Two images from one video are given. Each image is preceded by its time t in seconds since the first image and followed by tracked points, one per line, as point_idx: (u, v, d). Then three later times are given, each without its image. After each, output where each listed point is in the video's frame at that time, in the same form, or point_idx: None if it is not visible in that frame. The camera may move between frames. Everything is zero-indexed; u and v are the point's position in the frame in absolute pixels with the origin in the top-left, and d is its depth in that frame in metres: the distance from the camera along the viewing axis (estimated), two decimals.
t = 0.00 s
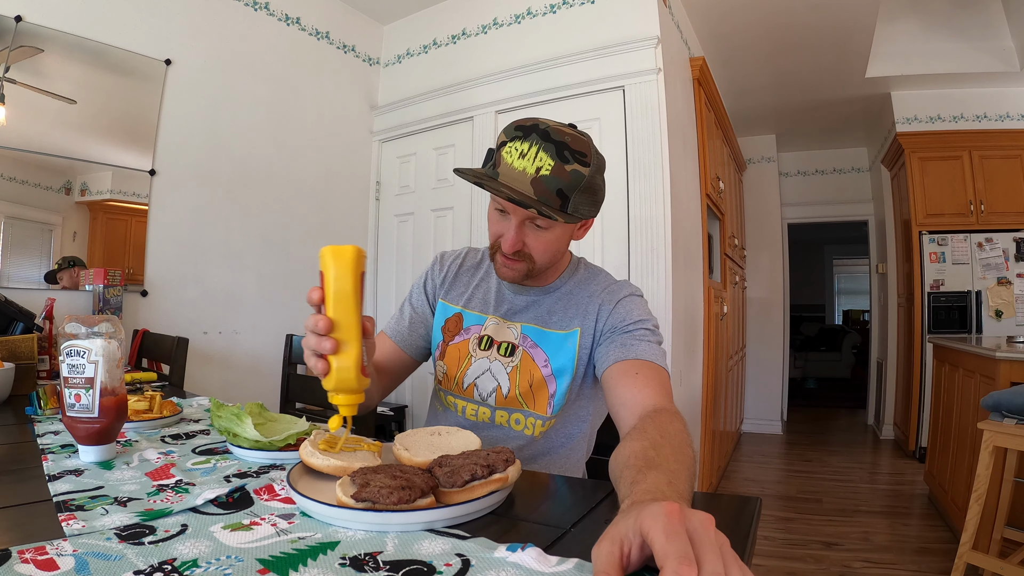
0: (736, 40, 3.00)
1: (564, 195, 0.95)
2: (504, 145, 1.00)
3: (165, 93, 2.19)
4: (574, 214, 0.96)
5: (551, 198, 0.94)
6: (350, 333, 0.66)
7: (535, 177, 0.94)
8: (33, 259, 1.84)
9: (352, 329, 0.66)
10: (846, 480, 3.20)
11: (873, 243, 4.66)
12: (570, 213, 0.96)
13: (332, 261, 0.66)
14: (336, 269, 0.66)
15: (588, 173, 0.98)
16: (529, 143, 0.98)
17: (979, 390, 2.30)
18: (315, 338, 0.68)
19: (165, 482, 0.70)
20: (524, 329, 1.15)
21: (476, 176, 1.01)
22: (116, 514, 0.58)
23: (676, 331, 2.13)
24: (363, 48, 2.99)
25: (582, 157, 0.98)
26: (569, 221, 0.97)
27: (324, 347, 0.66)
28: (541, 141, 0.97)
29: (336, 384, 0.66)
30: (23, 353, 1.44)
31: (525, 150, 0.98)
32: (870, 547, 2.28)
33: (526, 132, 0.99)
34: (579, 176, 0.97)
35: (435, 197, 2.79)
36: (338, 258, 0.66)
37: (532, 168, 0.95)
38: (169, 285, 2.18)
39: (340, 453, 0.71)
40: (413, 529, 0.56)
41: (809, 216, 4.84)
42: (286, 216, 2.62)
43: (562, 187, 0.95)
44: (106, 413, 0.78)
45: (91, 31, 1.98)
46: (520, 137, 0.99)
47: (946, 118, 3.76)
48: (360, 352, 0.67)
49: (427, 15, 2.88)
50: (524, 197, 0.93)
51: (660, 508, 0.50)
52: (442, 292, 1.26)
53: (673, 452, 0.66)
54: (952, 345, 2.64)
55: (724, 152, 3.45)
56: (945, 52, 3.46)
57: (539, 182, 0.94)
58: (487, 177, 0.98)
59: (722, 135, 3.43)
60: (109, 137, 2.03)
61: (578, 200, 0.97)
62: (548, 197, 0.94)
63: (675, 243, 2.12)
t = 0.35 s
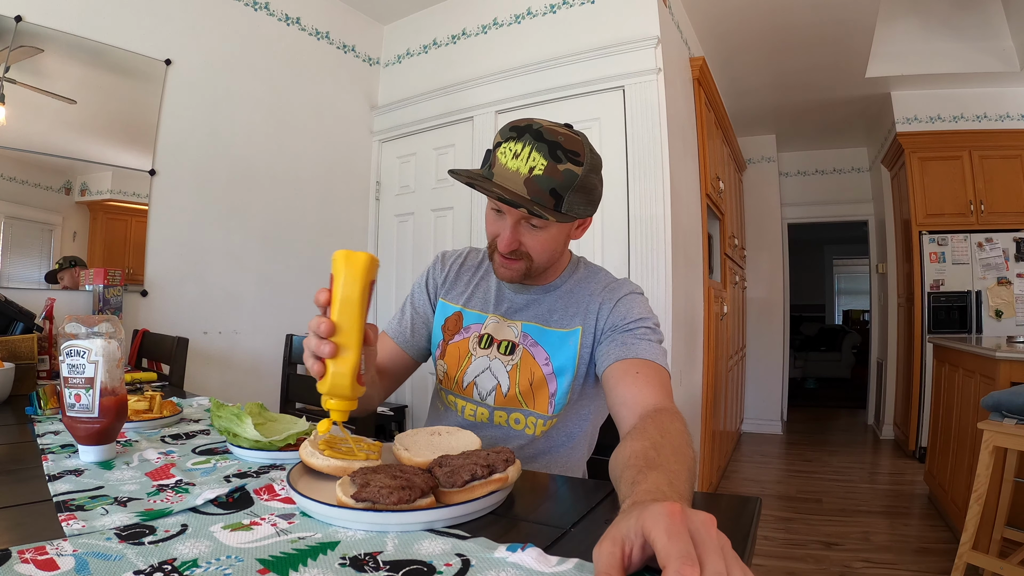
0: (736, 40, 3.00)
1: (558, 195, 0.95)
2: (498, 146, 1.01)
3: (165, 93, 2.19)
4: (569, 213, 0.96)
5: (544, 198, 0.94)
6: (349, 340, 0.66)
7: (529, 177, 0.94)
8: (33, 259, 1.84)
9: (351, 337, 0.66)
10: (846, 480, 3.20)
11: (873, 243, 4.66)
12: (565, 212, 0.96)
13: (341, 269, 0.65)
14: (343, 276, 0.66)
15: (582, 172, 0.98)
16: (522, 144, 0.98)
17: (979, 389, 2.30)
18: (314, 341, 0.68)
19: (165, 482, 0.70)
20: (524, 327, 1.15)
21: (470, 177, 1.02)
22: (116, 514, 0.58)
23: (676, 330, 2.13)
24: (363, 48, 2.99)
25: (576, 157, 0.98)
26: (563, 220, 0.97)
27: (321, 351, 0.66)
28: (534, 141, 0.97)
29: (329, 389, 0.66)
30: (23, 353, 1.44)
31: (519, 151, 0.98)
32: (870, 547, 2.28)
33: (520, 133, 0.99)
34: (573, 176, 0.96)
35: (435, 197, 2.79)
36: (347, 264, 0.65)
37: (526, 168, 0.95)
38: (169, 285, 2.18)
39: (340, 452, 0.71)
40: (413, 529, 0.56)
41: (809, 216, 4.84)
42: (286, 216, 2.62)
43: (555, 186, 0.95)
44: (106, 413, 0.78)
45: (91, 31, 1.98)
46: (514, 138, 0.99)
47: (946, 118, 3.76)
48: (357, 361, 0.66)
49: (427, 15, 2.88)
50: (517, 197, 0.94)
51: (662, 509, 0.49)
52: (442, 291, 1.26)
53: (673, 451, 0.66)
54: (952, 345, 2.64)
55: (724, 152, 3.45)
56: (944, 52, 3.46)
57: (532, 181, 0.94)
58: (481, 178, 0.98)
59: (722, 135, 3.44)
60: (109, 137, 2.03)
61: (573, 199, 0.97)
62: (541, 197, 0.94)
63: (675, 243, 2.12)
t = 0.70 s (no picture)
0: (736, 40, 3.00)
1: (570, 194, 0.95)
2: (504, 149, 0.99)
3: (165, 93, 2.19)
4: (581, 213, 0.97)
5: (559, 199, 0.94)
6: (418, 327, 0.69)
7: (540, 178, 0.94)
8: (33, 259, 1.84)
9: (420, 322, 0.69)
10: (846, 480, 3.20)
11: (873, 243, 4.66)
12: (576, 211, 0.96)
13: (410, 260, 0.69)
14: (412, 264, 0.69)
15: (590, 171, 0.99)
16: (530, 147, 0.97)
17: (979, 389, 2.30)
18: (384, 326, 0.71)
19: (165, 482, 0.70)
20: (521, 325, 1.15)
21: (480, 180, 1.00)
22: (116, 514, 0.58)
23: (676, 330, 2.13)
24: (363, 48, 2.99)
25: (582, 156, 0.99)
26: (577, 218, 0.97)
27: (394, 335, 0.69)
28: (542, 143, 0.97)
29: (403, 372, 0.68)
30: (23, 353, 1.44)
31: (527, 153, 0.97)
32: (870, 547, 2.28)
33: (526, 135, 0.99)
34: (582, 175, 0.97)
35: (435, 197, 2.79)
36: (416, 254, 0.69)
37: (537, 170, 0.94)
38: (169, 285, 2.18)
39: (340, 452, 0.71)
40: (413, 529, 0.56)
41: (809, 216, 4.84)
42: (286, 216, 2.62)
43: (567, 186, 0.95)
44: (106, 413, 0.78)
45: (91, 31, 1.98)
46: (521, 141, 0.98)
47: (946, 118, 3.76)
48: (426, 344, 0.70)
49: (427, 15, 2.88)
50: (531, 199, 0.93)
51: (664, 507, 0.49)
52: (441, 292, 1.27)
53: (673, 451, 0.66)
54: (952, 345, 2.64)
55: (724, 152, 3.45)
56: (944, 52, 3.46)
57: (544, 183, 0.94)
58: (491, 180, 0.96)
59: (722, 135, 3.44)
60: (109, 137, 2.03)
61: (582, 198, 0.97)
62: (554, 198, 0.94)
63: (675, 243, 2.12)
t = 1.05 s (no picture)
0: (736, 40, 3.00)
1: (582, 196, 0.95)
2: (517, 153, 0.99)
3: (165, 93, 2.19)
4: (593, 215, 0.97)
5: (571, 201, 0.94)
6: (438, 342, 0.71)
7: (553, 181, 0.94)
8: (33, 259, 1.84)
9: (439, 338, 0.71)
10: (846, 479, 3.20)
11: (873, 243, 4.66)
12: (589, 212, 0.96)
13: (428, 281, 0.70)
14: (423, 282, 0.70)
15: (601, 174, 0.99)
16: (543, 150, 0.97)
17: (979, 389, 2.30)
18: (403, 345, 0.72)
19: (165, 482, 0.70)
20: (529, 327, 1.15)
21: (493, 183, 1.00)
22: (116, 514, 0.58)
23: (676, 330, 2.13)
24: (363, 48, 2.99)
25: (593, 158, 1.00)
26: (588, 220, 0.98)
27: (416, 354, 0.71)
28: (555, 147, 0.97)
29: (429, 387, 0.71)
30: (23, 353, 1.44)
31: (540, 156, 0.97)
32: (870, 547, 2.28)
33: (539, 139, 0.99)
34: (594, 178, 0.97)
35: (435, 197, 2.79)
36: (426, 272, 0.70)
37: (550, 173, 0.94)
38: (169, 285, 2.18)
39: (341, 451, 0.71)
40: (413, 529, 0.56)
41: (809, 216, 4.84)
42: (286, 216, 2.62)
43: (580, 188, 0.95)
44: (106, 413, 0.78)
45: (91, 31, 1.98)
46: (534, 144, 0.98)
47: (946, 118, 3.76)
48: (447, 356, 0.72)
49: (427, 15, 2.88)
50: (545, 202, 0.93)
51: (663, 505, 0.49)
52: (451, 293, 1.28)
53: (673, 451, 0.66)
54: (952, 345, 2.64)
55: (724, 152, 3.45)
56: (944, 52, 3.46)
57: (557, 185, 0.94)
58: (506, 184, 0.96)
59: (722, 135, 3.44)
60: (109, 137, 2.03)
61: (594, 200, 0.97)
62: (567, 200, 0.94)
63: (675, 243, 2.12)
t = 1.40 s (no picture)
0: (736, 40, 3.00)
1: (588, 196, 0.95)
2: (524, 152, 0.99)
3: (165, 93, 2.19)
4: (599, 215, 0.97)
5: (577, 201, 0.94)
6: (415, 345, 0.69)
7: (560, 180, 0.94)
8: (34, 259, 1.84)
9: (415, 340, 0.69)
10: (846, 480, 3.20)
11: (873, 243, 4.66)
12: (594, 212, 0.96)
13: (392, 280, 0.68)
14: (393, 281, 0.68)
15: (608, 174, 0.99)
16: (549, 149, 0.97)
17: (979, 389, 2.30)
18: (383, 348, 0.71)
19: (165, 482, 0.70)
20: (535, 328, 1.15)
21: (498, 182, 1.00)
22: (116, 514, 0.58)
23: (677, 330, 2.13)
24: (363, 48, 2.99)
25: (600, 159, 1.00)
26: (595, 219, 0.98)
27: (393, 357, 0.70)
28: (562, 146, 0.97)
29: (409, 393, 0.69)
30: (23, 353, 1.44)
31: (546, 155, 0.97)
32: (870, 547, 2.28)
33: (545, 139, 0.99)
34: (601, 178, 0.97)
35: (435, 197, 2.79)
36: (396, 270, 0.68)
37: (557, 172, 0.94)
38: (169, 285, 2.18)
39: (341, 451, 0.71)
40: (413, 529, 0.56)
41: (809, 216, 4.84)
42: (286, 216, 2.62)
43: (585, 189, 0.95)
44: (106, 413, 0.78)
45: (91, 31, 1.98)
46: (540, 144, 0.98)
47: (946, 118, 3.76)
48: (427, 358, 0.70)
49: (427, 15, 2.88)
50: (551, 201, 0.93)
51: (661, 505, 0.49)
52: (455, 294, 1.27)
53: (674, 451, 0.66)
54: (952, 345, 2.64)
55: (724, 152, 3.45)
56: (944, 52, 3.46)
57: (564, 184, 0.94)
58: (512, 183, 0.97)
59: (722, 135, 3.43)
60: (109, 137, 2.03)
61: (601, 200, 0.97)
62: (574, 199, 0.94)
63: (675, 243, 2.12)
